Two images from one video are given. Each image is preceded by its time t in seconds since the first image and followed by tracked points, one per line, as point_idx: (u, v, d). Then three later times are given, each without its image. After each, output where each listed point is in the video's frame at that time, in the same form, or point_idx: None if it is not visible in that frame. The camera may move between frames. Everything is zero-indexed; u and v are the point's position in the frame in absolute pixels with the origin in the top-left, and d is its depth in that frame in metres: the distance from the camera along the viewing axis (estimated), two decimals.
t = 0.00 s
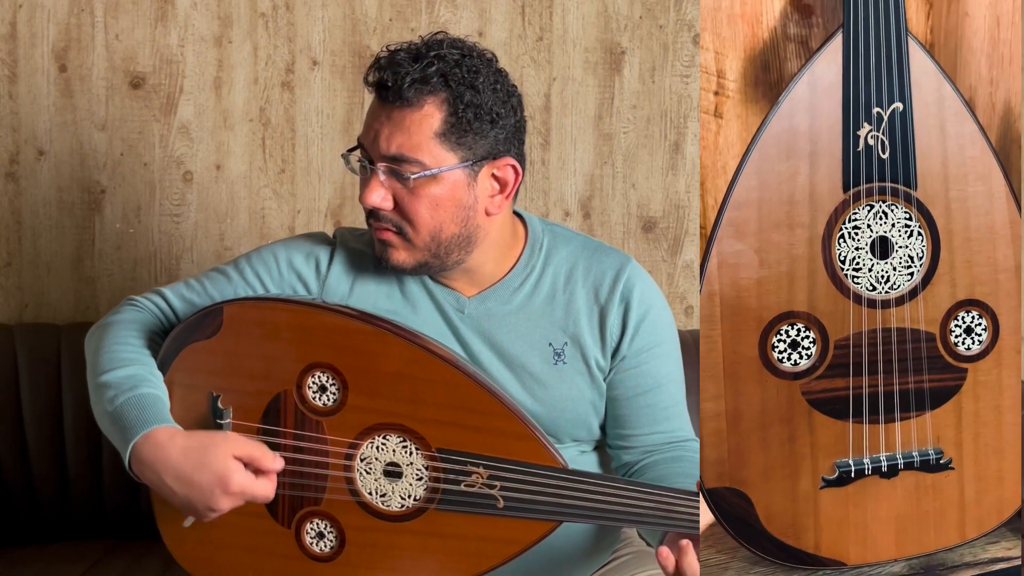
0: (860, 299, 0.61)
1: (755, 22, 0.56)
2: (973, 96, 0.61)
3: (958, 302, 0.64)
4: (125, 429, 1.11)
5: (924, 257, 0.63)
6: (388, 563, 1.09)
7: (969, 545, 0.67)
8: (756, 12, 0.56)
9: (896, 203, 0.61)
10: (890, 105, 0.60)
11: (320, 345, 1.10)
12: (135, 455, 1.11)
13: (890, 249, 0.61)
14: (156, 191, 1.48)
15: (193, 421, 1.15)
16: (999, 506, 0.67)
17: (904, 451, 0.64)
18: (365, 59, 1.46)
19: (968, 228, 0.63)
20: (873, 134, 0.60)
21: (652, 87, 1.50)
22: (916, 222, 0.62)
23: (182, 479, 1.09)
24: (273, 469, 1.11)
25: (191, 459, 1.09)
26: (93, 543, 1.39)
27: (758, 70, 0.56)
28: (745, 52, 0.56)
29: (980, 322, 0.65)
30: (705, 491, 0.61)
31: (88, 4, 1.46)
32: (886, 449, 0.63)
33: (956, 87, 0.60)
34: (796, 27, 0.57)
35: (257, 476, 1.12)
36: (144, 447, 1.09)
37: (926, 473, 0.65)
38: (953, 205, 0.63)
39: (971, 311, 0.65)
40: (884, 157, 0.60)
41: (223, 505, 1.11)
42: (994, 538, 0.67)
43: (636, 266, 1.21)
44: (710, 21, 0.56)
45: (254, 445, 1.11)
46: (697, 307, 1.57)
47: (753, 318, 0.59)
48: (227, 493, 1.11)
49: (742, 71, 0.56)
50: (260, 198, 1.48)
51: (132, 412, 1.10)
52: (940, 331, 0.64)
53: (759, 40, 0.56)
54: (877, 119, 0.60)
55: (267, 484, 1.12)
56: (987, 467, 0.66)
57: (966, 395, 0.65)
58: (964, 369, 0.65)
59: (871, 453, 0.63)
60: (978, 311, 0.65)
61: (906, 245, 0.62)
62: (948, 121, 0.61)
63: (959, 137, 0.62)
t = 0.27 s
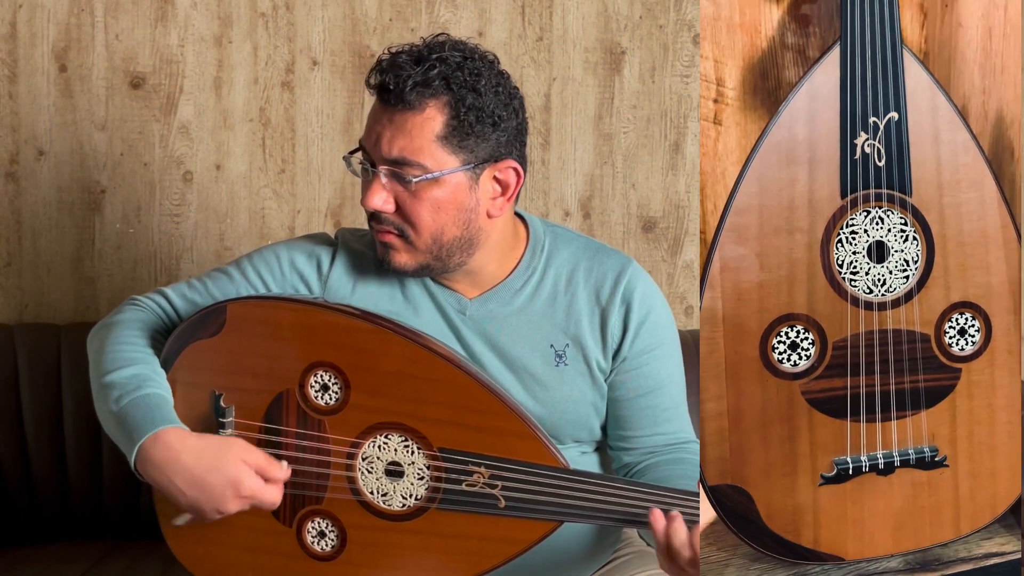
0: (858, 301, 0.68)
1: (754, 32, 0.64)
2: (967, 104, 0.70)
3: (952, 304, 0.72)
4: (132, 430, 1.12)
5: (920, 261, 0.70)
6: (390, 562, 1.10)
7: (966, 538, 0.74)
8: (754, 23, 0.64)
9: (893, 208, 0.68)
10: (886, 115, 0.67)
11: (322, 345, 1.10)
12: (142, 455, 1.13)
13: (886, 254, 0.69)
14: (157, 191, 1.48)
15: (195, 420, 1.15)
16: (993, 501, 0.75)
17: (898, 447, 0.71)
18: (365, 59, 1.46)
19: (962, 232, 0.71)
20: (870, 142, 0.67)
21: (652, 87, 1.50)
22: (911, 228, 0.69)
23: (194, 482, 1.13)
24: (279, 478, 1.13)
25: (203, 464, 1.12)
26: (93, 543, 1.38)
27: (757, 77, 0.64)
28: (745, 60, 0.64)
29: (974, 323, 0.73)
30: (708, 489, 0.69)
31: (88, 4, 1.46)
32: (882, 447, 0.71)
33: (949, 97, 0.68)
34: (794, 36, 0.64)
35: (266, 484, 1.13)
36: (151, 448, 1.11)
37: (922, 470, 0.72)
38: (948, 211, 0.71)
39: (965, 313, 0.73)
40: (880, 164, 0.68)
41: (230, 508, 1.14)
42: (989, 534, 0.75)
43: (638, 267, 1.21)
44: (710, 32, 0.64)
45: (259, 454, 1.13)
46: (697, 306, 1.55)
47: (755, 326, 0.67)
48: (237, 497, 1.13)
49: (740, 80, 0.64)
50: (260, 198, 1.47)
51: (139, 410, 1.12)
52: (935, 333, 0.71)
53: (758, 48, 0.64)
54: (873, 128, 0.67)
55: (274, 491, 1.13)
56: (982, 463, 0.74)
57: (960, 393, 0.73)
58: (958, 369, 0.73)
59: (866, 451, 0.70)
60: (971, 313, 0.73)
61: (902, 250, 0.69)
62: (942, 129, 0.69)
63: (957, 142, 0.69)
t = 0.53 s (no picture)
0: (855, 306, 0.74)
1: (751, 42, 0.69)
2: (960, 115, 0.76)
3: (947, 308, 0.78)
4: (126, 431, 1.12)
5: (914, 267, 0.76)
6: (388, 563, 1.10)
7: (960, 538, 0.80)
8: (752, 34, 0.69)
9: (887, 215, 0.75)
10: (882, 126, 0.73)
11: (319, 345, 1.10)
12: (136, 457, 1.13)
13: (882, 260, 0.74)
14: (156, 191, 1.48)
15: (195, 420, 1.15)
16: (987, 501, 0.80)
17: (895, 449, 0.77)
18: (365, 59, 1.46)
19: (956, 240, 0.77)
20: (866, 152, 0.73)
21: (652, 87, 1.50)
22: (904, 234, 0.75)
23: (185, 482, 1.12)
24: (273, 470, 1.12)
25: (194, 462, 1.11)
26: (93, 543, 1.39)
27: (755, 86, 0.69)
28: (742, 69, 0.69)
29: (968, 327, 0.79)
30: (709, 489, 0.73)
31: (88, 4, 1.46)
32: (878, 448, 0.76)
33: (942, 108, 0.74)
34: (790, 46, 0.70)
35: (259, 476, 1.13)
36: (144, 450, 1.11)
37: (917, 469, 0.77)
38: (942, 218, 0.77)
39: (959, 317, 0.78)
40: (876, 173, 0.74)
41: (225, 506, 1.13)
42: (984, 533, 0.81)
43: (638, 269, 1.21)
44: (711, 43, 0.69)
45: (253, 447, 1.13)
46: (698, 306, 1.56)
47: (755, 326, 0.72)
48: (229, 496, 1.12)
49: (740, 89, 0.69)
50: (259, 198, 1.47)
51: (132, 414, 1.12)
52: (930, 337, 0.77)
53: (755, 57, 0.69)
54: (870, 138, 0.73)
55: (268, 483, 1.13)
56: (977, 463, 0.80)
57: (955, 395, 0.79)
58: (950, 373, 0.78)
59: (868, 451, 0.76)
60: (965, 317, 0.79)
61: (897, 256, 0.75)
62: (935, 139, 0.75)
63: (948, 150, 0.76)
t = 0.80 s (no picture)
0: (853, 312, 0.68)
1: (750, 53, 0.65)
2: (954, 125, 0.71)
3: (942, 314, 0.72)
4: (126, 422, 1.11)
5: (911, 274, 0.70)
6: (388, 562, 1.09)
7: (953, 538, 0.75)
8: (750, 46, 0.65)
9: (884, 224, 0.69)
10: (878, 136, 0.68)
11: (320, 343, 1.10)
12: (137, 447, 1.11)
13: (880, 266, 0.69)
14: (157, 191, 1.48)
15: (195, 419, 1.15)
16: (982, 501, 0.75)
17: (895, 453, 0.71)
18: (365, 59, 1.46)
19: (951, 245, 0.72)
20: (864, 163, 0.68)
21: (652, 87, 1.50)
22: (905, 243, 0.70)
23: (187, 473, 1.10)
24: (273, 470, 1.12)
25: (197, 453, 1.09)
26: (93, 543, 1.39)
27: (753, 96, 0.65)
28: (741, 80, 0.65)
29: (962, 332, 0.73)
30: (710, 491, 0.69)
31: (88, 4, 1.46)
32: (877, 452, 0.70)
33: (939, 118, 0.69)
34: (789, 58, 0.65)
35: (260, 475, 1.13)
36: (147, 438, 1.09)
37: (914, 473, 0.72)
38: (936, 227, 0.71)
39: (954, 322, 0.73)
40: (874, 183, 0.68)
41: (223, 500, 1.12)
42: (978, 534, 0.75)
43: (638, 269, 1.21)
44: (710, 53, 0.66)
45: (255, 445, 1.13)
46: (697, 306, 1.56)
47: (756, 331, 0.67)
48: (231, 489, 1.11)
49: (739, 98, 0.65)
50: (259, 198, 1.47)
51: (132, 404, 1.10)
52: (925, 342, 0.71)
53: (753, 68, 0.65)
54: (867, 149, 0.68)
55: (268, 483, 1.13)
56: (971, 465, 0.75)
57: (950, 399, 0.73)
58: (947, 376, 0.73)
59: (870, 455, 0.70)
60: (960, 322, 0.73)
61: (894, 263, 0.69)
62: (931, 149, 0.70)
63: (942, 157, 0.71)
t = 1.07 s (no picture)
0: (852, 317, 0.63)
1: (750, 61, 0.60)
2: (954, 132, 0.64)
3: (941, 316, 0.66)
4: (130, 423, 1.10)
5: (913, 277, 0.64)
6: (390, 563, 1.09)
7: (949, 541, 0.68)
8: (751, 52, 0.60)
9: (883, 228, 0.63)
10: (878, 145, 0.62)
11: (321, 345, 1.10)
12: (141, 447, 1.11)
13: (878, 271, 0.63)
14: (156, 191, 1.48)
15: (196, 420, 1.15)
16: (978, 501, 0.68)
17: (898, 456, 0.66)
18: (366, 59, 1.45)
19: (948, 249, 0.65)
20: (863, 172, 0.62)
21: (652, 87, 1.50)
22: (902, 246, 0.64)
23: (192, 464, 1.11)
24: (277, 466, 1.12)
25: (198, 443, 1.10)
26: (93, 543, 1.39)
27: (753, 104, 0.60)
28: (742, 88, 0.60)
29: (963, 334, 0.67)
30: (713, 493, 0.64)
31: (88, 4, 1.45)
32: (877, 456, 0.65)
33: (935, 128, 0.63)
34: (789, 66, 0.60)
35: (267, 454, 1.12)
36: (150, 436, 1.09)
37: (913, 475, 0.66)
38: (934, 232, 0.64)
39: (955, 323, 0.66)
40: (872, 191, 0.62)
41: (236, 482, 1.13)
42: (976, 534, 0.68)
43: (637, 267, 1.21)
44: (709, 64, 0.60)
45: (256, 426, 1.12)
46: (697, 307, 1.56)
47: (757, 335, 0.62)
48: (239, 472, 1.12)
49: (740, 106, 0.60)
50: (259, 198, 1.47)
51: (136, 404, 1.10)
52: (924, 345, 0.65)
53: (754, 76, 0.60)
54: (866, 158, 0.62)
55: (278, 460, 1.12)
56: (969, 464, 0.68)
57: (947, 403, 0.67)
58: (945, 380, 0.66)
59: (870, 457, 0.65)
60: (960, 323, 0.67)
61: (894, 267, 0.64)
62: (930, 155, 0.63)
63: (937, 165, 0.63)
